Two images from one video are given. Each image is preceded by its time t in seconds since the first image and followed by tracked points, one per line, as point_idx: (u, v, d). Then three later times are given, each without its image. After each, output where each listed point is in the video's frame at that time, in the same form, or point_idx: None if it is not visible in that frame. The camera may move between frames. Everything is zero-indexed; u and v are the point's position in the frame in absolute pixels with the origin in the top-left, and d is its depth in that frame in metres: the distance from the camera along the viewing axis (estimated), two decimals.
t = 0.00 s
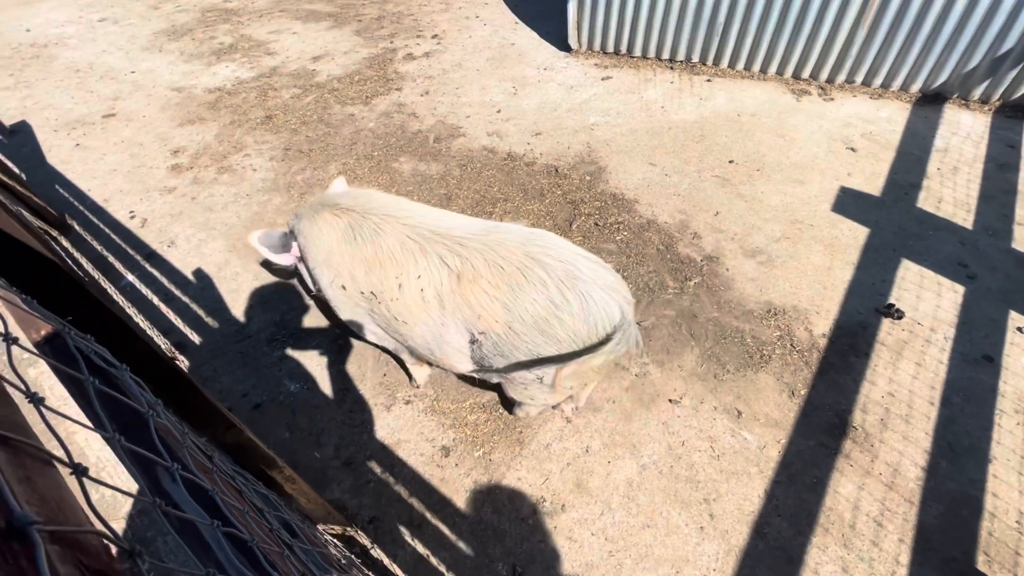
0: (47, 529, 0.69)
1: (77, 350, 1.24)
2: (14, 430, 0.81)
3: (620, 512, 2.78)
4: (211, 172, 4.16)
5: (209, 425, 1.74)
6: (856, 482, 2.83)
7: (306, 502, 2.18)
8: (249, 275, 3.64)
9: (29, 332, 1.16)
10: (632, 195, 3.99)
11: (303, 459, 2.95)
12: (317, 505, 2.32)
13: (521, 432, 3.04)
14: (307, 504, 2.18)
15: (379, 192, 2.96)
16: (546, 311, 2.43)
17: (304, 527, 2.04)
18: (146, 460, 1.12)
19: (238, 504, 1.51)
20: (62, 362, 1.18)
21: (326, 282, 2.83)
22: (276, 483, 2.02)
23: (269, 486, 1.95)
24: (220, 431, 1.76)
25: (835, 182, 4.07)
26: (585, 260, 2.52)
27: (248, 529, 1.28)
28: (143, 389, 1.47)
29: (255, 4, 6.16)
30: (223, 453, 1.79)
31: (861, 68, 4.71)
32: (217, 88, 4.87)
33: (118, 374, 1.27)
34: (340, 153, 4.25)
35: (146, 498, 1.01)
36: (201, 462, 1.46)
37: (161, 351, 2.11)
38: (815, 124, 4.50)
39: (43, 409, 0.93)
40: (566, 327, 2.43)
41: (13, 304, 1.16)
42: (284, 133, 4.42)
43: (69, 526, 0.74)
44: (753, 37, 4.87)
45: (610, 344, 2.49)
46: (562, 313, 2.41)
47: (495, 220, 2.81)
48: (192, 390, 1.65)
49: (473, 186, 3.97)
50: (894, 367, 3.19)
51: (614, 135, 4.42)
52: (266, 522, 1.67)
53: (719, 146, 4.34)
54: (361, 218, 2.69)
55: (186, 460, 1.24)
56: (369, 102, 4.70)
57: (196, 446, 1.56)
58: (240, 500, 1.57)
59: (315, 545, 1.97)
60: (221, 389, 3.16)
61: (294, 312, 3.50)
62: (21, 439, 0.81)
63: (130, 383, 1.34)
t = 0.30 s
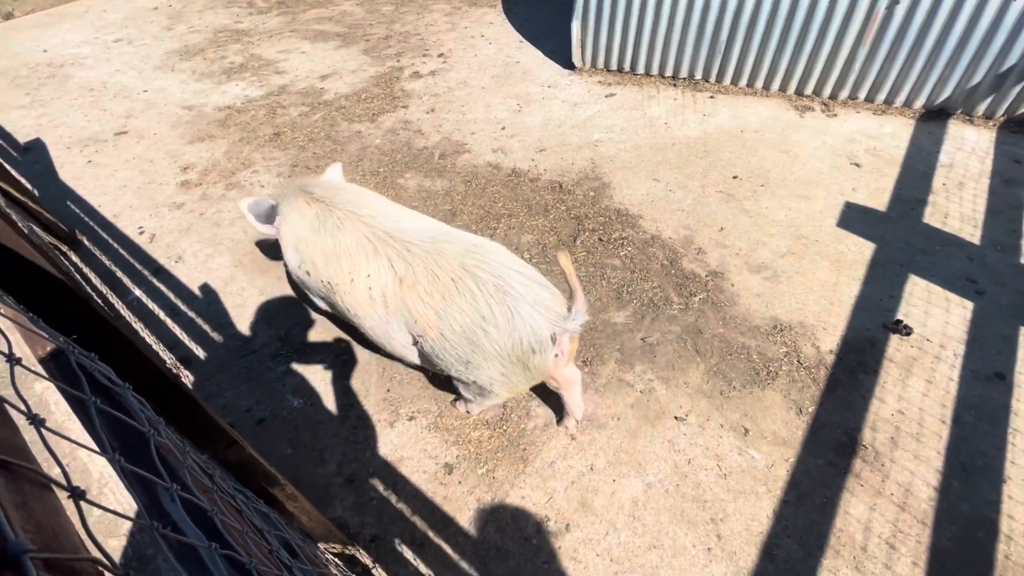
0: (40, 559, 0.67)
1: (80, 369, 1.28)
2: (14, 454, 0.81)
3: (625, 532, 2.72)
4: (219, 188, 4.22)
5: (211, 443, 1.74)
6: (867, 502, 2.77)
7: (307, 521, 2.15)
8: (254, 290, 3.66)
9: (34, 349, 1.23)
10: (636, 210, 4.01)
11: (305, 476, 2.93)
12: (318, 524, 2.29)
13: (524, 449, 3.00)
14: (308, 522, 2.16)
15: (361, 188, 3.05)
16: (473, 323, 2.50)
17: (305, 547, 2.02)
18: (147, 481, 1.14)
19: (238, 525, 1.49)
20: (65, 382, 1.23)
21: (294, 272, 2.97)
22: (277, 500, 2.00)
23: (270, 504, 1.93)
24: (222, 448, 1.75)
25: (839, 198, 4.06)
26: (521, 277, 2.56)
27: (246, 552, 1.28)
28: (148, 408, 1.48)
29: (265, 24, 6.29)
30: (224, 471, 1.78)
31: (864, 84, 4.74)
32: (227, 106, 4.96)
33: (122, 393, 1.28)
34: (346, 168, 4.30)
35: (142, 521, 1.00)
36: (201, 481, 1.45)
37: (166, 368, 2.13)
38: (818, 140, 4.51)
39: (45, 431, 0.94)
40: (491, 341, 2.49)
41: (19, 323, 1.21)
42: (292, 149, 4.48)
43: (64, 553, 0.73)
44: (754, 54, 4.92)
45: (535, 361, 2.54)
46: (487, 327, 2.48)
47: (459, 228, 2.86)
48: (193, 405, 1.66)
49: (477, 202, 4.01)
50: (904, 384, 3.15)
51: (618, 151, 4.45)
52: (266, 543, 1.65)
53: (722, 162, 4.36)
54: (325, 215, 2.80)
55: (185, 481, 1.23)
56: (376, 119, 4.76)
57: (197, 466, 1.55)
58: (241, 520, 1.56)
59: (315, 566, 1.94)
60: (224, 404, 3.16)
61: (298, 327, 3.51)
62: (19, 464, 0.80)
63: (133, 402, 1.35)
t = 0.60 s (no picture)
0: None
1: (92, 385, 1.30)
2: (29, 474, 0.82)
3: (631, 552, 2.67)
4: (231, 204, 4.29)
5: (218, 460, 1.76)
6: (879, 527, 2.70)
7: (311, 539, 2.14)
8: (264, 304, 3.70)
9: (48, 366, 1.24)
10: (642, 227, 4.02)
11: (310, 491, 2.92)
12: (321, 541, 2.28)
13: (529, 467, 2.97)
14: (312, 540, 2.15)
15: (333, 191, 3.31)
16: (413, 308, 2.66)
17: (308, 565, 2.01)
18: (155, 499, 1.17)
19: (242, 542, 1.49)
20: (78, 400, 1.24)
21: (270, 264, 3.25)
22: (280, 516, 2.00)
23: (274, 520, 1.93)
24: (229, 465, 1.77)
25: (848, 216, 4.04)
26: (464, 270, 2.71)
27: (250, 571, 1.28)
28: (156, 425, 1.49)
29: (280, 44, 6.45)
30: (229, 489, 1.78)
31: (870, 103, 4.75)
32: (241, 124, 5.06)
33: (132, 411, 1.30)
34: (356, 184, 4.36)
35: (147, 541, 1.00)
36: (207, 499, 1.46)
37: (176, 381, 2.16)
38: (826, 158, 4.51)
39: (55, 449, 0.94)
40: (428, 327, 2.64)
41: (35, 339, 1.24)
42: (303, 166, 4.56)
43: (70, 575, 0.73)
44: (761, 74, 4.95)
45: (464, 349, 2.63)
46: (422, 311, 2.64)
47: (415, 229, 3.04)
48: (200, 420, 1.69)
49: (485, 219, 4.06)
50: (916, 405, 3.09)
51: (625, 168, 4.48)
52: (268, 561, 1.64)
53: (729, 180, 4.36)
54: (297, 211, 3.05)
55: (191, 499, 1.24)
56: (385, 136, 4.84)
57: (202, 481, 1.56)
58: (244, 538, 1.56)
59: None
60: (231, 418, 3.18)
61: (306, 341, 3.53)
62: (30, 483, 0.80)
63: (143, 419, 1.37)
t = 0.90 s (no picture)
0: None
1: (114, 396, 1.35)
2: (61, 481, 0.88)
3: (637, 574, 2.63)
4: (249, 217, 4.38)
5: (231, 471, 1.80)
6: (895, 555, 2.63)
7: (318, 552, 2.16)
8: (278, 316, 3.76)
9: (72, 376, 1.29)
10: (653, 244, 4.02)
11: (318, 503, 2.94)
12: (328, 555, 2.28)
13: (537, 484, 2.94)
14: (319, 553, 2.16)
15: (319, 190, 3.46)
16: (381, 300, 2.80)
17: None
18: (170, 508, 1.20)
19: (252, 554, 1.52)
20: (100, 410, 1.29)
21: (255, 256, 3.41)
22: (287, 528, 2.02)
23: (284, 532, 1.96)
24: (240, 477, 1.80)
25: (862, 235, 3.99)
26: (427, 265, 2.87)
27: None
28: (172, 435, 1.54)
29: (300, 62, 6.60)
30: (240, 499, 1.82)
31: (885, 122, 4.72)
32: (260, 139, 5.18)
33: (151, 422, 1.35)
34: (370, 199, 4.42)
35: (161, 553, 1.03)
36: (219, 509, 1.49)
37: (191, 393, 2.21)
38: (841, 176, 4.47)
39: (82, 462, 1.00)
40: (392, 318, 2.77)
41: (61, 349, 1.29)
42: (319, 180, 4.64)
43: None
44: (774, 92, 4.95)
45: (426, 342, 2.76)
46: (390, 304, 2.77)
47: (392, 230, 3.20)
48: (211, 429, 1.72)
49: (497, 234, 4.10)
50: (933, 430, 3.02)
51: (636, 186, 4.49)
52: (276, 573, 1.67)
53: (742, 198, 4.35)
54: (280, 201, 3.22)
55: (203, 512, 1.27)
56: (400, 152, 4.92)
57: (214, 491, 1.60)
58: (254, 549, 1.59)
59: None
60: (243, 429, 3.21)
61: (318, 353, 3.57)
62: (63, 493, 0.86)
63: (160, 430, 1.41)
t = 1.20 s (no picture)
0: None
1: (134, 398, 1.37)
2: (78, 478, 0.87)
3: None
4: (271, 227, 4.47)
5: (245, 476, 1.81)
6: None
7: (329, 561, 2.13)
8: (295, 323, 3.80)
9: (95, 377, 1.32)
10: (671, 259, 3.99)
11: (329, 512, 2.92)
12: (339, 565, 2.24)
13: (549, 499, 2.88)
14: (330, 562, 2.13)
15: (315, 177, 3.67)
16: (360, 284, 2.99)
17: None
18: (183, 508, 1.19)
19: (263, 559, 1.51)
20: (120, 410, 1.31)
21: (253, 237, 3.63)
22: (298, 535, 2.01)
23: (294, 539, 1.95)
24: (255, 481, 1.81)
25: (887, 254, 3.90)
26: (402, 253, 3.05)
27: None
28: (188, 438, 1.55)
29: (325, 78, 6.77)
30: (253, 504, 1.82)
31: (909, 139, 4.64)
32: (284, 151, 5.30)
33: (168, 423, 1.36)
34: (389, 210, 4.48)
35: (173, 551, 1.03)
36: (232, 513, 1.49)
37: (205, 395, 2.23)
38: (864, 194, 4.39)
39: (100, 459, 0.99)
40: (371, 301, 2.98)
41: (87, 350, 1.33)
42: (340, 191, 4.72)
43: None
44: (795, 109, 4.92)
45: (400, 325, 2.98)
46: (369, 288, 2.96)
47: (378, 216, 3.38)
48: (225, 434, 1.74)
49: (513, 247, 4.11)
50: (964, 456, 2.89)
51: (654, 200, 4.47)
52: None
53: (762, 214, 4.29)
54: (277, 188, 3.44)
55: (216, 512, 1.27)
56: (419, 165, 4.98)
57: (228, 495, 1.60)
58: (266, 556, 1.58)
59: None
60: (258, 435, 3.23)
61: (334, 362, 3.59)
62: (80, 488, 0.85)
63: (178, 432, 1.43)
